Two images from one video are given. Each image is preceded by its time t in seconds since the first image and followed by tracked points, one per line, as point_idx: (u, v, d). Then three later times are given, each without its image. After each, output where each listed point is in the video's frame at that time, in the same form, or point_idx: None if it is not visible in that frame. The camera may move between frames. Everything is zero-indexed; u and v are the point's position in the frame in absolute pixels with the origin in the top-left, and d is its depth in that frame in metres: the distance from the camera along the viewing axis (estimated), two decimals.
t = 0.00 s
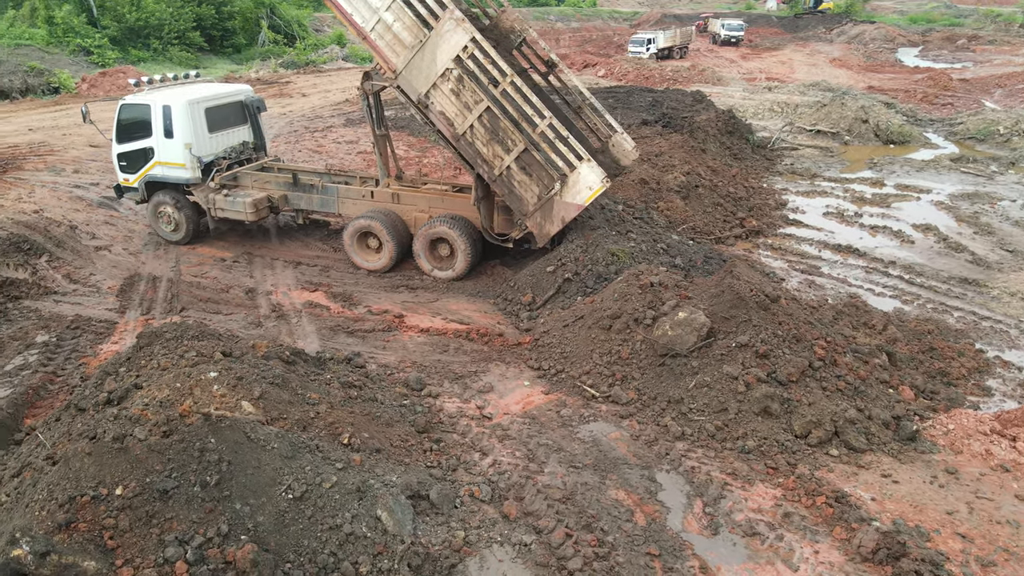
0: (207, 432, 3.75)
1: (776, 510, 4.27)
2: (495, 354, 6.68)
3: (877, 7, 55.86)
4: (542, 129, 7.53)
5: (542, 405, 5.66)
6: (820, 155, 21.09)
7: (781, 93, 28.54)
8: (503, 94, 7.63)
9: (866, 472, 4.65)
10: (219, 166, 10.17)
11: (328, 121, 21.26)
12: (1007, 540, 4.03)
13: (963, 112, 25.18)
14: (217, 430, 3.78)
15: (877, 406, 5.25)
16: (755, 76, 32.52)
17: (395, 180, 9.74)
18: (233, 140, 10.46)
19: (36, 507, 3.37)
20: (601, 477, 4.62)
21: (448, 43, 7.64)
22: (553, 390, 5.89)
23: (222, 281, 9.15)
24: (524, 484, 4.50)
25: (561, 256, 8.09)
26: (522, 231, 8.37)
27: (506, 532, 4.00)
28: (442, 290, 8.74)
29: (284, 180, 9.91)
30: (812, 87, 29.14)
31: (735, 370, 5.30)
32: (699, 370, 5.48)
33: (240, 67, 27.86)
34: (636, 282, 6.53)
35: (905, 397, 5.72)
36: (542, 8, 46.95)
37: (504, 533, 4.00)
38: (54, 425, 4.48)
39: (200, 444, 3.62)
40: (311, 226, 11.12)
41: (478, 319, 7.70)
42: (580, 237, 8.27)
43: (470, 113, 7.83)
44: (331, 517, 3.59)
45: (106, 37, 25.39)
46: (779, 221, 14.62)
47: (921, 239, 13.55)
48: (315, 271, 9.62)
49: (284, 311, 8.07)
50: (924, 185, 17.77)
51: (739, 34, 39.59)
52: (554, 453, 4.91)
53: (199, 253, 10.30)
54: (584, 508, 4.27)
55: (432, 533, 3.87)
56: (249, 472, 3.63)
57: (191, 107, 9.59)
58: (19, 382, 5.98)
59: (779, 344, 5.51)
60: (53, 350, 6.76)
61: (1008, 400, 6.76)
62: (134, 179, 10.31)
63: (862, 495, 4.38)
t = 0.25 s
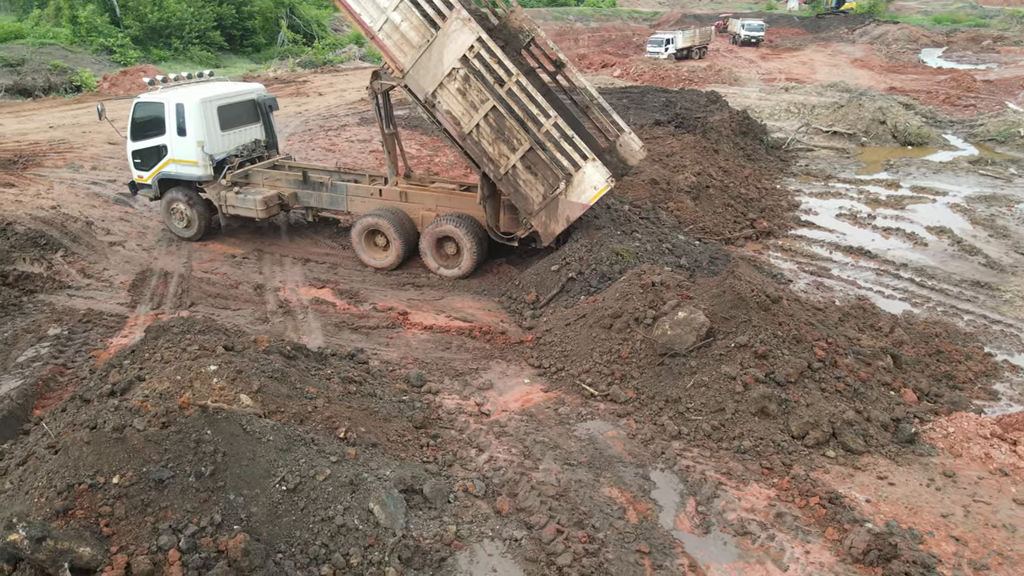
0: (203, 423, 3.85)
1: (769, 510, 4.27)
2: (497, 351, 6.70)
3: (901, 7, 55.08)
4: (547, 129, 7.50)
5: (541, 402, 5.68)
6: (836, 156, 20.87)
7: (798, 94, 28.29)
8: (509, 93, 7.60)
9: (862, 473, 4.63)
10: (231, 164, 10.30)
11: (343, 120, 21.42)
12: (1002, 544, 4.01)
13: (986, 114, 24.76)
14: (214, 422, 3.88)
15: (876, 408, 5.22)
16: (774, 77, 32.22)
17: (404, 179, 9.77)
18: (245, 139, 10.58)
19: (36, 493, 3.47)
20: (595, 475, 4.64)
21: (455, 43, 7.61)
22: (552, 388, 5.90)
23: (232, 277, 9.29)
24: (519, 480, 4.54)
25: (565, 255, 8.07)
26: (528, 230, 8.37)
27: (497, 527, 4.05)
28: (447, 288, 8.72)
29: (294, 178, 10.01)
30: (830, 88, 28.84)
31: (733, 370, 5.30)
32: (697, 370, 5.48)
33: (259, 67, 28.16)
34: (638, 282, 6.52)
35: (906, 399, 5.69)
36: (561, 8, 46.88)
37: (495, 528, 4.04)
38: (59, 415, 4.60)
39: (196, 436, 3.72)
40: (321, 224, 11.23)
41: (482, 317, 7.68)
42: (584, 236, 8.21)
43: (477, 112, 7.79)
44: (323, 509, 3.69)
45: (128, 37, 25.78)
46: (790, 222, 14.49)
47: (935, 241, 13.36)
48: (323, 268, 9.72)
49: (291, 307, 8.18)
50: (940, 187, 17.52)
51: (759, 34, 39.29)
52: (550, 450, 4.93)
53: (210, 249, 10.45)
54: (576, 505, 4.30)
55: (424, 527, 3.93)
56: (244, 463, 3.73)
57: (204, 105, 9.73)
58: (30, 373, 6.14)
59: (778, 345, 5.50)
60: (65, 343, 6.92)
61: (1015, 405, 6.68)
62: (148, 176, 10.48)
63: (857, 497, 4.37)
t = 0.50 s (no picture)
0: (201, 416, 3.96)
1: (762, 510, 4.27)
2: (499, 349, 6.73)
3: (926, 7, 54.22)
4: (553, 128, 7.20)
5: (540, 400, 5.69)
6: (852, 158, 20.64)
7: (816, 95, 28.00)
8: (516, 92, 7.32)
9: (859, 475, 4.61)
10: (242, 161, 10.41)
11: (358, 119, 21.59)
12: (997, 549, 3.99)
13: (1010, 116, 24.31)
14: (211, 415, 3.99)
15: (876, 410, 5.19)
16: (793, 78, 31.93)
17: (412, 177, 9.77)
18: (257, 136, 10.68)
19: (36, 480, 3.58)
20: (590, 473, 4.66)
21: (462, 42, 7.36)
22: (552, 386, 5.91)
23: (241, 274, 9.42)
24: (514, 477, 4.58)
25: (570, 253, 8.07)
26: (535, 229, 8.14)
27: (489, 522, 4.09)
28: (453, 285, 8.75)
29: (304, 176, 10.09)
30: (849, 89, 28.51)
31: (731, 371, 5.29)
32: (696, 370, 5.48)
33: (278, 66, 28.46)
34: (640, 282, 6.51)
35: (907, 402, 5.64)
36: (579, 7, 46.80)
37: (487, 522, 4.08)
38: (65, 406, 4.73)
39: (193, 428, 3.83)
40: (331, 222, 11.33)
41: (486, 315, 7.71)
42: (589, 236, 8.16)
43: (483, 111, 7.56)
44: (316, 501, 3.77)
45: (150, 36, 26.17)
46: (802, 223, 14.35)
47: (949, 244, 13.17)
48: (331, 265, 9.82)
49: (298, 304, 8.28)
50: (957, 190, 17.26)
51: (779, 34, 38.98)
52: (547, 447, 4.96)
53: (222, 245, 10.60)
54: (569, 502, 4.33)
55: (417, 520, 3.99)
56: (240, 456, 3.83)
57: (217, 104, 9.85)
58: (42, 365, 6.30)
59: (778, 346, 5.47)
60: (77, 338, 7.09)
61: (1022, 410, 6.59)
62: (162, 173, 10.65)
63: (851, 499, 4.36)
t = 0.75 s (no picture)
0: (198, 408, 4.11)
1: (754, 510, 4.28)
2: (500, 347, 6.76)
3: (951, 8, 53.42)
4: (558, 127, 7.22)
5: (538, 398, 5.71)
6: (868, 159, 20.40)
7: (833, 95, 27.73)
8: (521, 92, 7.35)
9: (855, 477, 4.60)
10: (253, 159, 10.53)
11: (372, 118, 21.73)
12: (990, 552, 3.97)
13: None
14: (209, 408, 4.14)
15: (874, 412, 5.17)
16: (813, 79, 31.58)
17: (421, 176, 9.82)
18: (268, 135, 10.80)
19: (36, 468, 3.72)
20: (584, 470, 4.69)
21: (468, 42, 7.40)
22: (551, 384, 5.94)
23: (250, 270, 9.55)
24: (508, 473, 4.61)
25: (574, 253, 8.08)
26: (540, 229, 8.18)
27: (480, 517, 4.14)
28: (458, 284, 8.80)
29: (314, 174, 10.18)
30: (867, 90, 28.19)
31: (729, 371, 5.28)
32: (694, 370, 5.49)
33: (295, 66, 28.72)
34: (641, 281, 6.51)
35: (908, 405, 5.61)
36: (597, 7, 46.70)
37: (478, 518, 4.13)
38: (70, 397, 4.85)
39: (190, 420, 3.98)
40: (340, 220, 11.44)
41: (489, 313, 7.75)
42: (593, 235, 8.15)
43: (489, 110, 7.59)
44: (309, 494, 3.88)
45: (170, 35, 26.54)
46: (814, 223, 14.20)
47: (962, 247, 12.98)
48: (339, 262, 9.91)
49: (305, 300, 8.39)
50: (974, 192, 16.99)
51: (799, 35, 38.66)
52: (543, 445, 4.99)
53: (232, 242, 10.75)
54: (562, 499, 4.36)
55: (409, 515, 4.06)
56: (235, 448, 3.96)
57: (229, 102, 9.97)
58: (52, 357, 6.45)
59: (776, 346, 5.46)
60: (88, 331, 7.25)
61: None
62: (175, 171, 10.81)
63: (844, 500, 4.35)
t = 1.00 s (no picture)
0: (190, 402, 4.23)
1: (742, 508, 4.29)
2: (497, 344, 6.80)
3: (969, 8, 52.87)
4: (558, 127, 7.25)
5: (532, 395, 5.75)
6: (877, 160, 20.26)
7: (844, 96, 27.54)
8: (521, 92, 7.38)
9: (845, 477, 4.60)
10: (258, 158, 10.62)
11: (380, 117, 21.83)
12: (977, 553, 3.96)
13: None
14: (201, 402, 4.26)
15: (867, 412, 5.17)
16: (826, 80, 31.36)
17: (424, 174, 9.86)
18: (274, 134, 10.89)
19: (30, 459, 3.85)
20: (574, 467, 4.72)
21: (469, 42, 7.44)
22: (546, 382, 5.96)
23: (254, 267, 9.64)
24: (498, 469, 4.65)
25: (573, 252, 8.10)
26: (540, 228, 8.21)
27: (468, 512, 4.19)
28: (459, 282, 8.84)
29: (318, 173, 10.25)
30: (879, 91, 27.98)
31: (721, 370, 5.29)
32: (687, 369, 5.50)
33: (307, 65, 28.90)
34: (638, 280, 6.52)
35: (903, 406, 5.59)
36: (609, 7, 46.62)
37: (466, 513, 4.18)
38: (70, 389, 4.96)
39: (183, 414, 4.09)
40: (344, 218, 11.52)
41: (487, 312, 7.79)
42: (593, 234, 8.15)
43: (489, 110, 7.63)
44: (298, 487, 3.97)
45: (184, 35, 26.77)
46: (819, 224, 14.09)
47: (969, 249, 12.86)
48: (341, 259, 9.99)
49: (306, 297, 8.47)
50: (983, 194, 16.82)
51: (814, 35, 38.49)
52: (534, 442, 5.03)
53: (237, 240, 10.85)
54: (551, 495, 4.39)
55: (397, 509, 4.12)
56: (225, 441, 4.07)
57: (234, 101, 10.06)
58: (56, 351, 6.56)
59: (770, 346, 5.46)
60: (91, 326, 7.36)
61: None
62: (181, 169, 10.92)
63: (832, 499, 4.36)
